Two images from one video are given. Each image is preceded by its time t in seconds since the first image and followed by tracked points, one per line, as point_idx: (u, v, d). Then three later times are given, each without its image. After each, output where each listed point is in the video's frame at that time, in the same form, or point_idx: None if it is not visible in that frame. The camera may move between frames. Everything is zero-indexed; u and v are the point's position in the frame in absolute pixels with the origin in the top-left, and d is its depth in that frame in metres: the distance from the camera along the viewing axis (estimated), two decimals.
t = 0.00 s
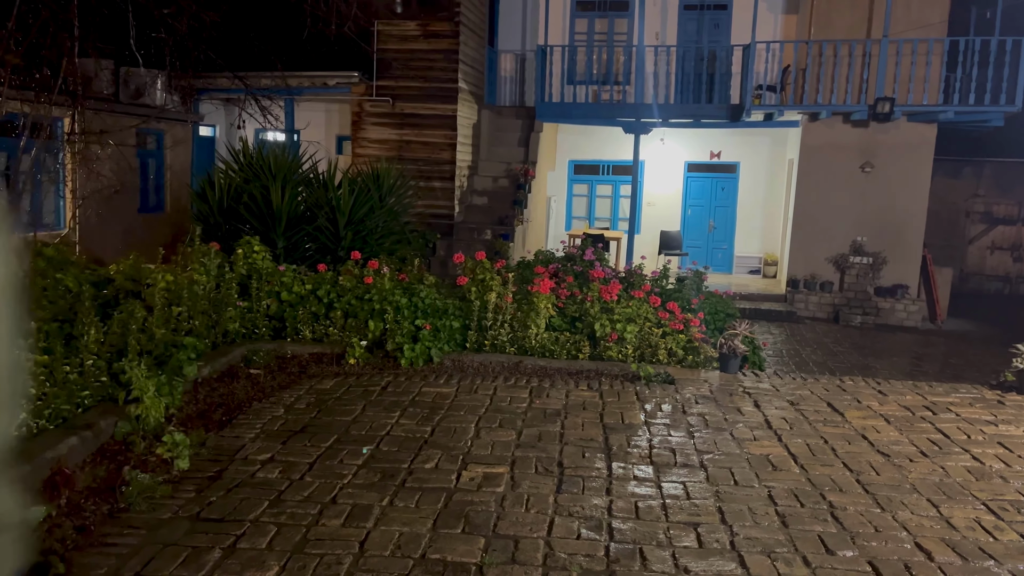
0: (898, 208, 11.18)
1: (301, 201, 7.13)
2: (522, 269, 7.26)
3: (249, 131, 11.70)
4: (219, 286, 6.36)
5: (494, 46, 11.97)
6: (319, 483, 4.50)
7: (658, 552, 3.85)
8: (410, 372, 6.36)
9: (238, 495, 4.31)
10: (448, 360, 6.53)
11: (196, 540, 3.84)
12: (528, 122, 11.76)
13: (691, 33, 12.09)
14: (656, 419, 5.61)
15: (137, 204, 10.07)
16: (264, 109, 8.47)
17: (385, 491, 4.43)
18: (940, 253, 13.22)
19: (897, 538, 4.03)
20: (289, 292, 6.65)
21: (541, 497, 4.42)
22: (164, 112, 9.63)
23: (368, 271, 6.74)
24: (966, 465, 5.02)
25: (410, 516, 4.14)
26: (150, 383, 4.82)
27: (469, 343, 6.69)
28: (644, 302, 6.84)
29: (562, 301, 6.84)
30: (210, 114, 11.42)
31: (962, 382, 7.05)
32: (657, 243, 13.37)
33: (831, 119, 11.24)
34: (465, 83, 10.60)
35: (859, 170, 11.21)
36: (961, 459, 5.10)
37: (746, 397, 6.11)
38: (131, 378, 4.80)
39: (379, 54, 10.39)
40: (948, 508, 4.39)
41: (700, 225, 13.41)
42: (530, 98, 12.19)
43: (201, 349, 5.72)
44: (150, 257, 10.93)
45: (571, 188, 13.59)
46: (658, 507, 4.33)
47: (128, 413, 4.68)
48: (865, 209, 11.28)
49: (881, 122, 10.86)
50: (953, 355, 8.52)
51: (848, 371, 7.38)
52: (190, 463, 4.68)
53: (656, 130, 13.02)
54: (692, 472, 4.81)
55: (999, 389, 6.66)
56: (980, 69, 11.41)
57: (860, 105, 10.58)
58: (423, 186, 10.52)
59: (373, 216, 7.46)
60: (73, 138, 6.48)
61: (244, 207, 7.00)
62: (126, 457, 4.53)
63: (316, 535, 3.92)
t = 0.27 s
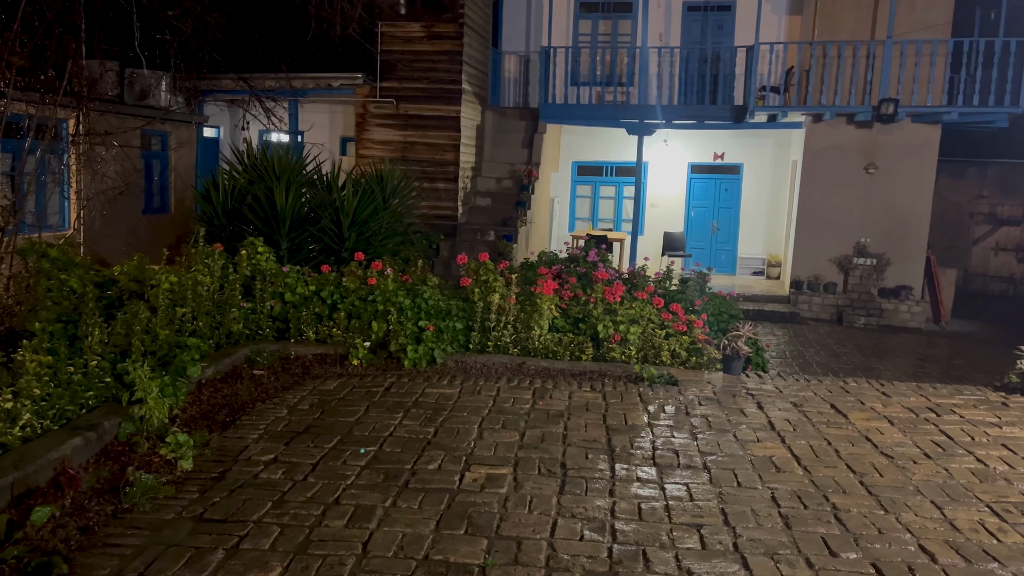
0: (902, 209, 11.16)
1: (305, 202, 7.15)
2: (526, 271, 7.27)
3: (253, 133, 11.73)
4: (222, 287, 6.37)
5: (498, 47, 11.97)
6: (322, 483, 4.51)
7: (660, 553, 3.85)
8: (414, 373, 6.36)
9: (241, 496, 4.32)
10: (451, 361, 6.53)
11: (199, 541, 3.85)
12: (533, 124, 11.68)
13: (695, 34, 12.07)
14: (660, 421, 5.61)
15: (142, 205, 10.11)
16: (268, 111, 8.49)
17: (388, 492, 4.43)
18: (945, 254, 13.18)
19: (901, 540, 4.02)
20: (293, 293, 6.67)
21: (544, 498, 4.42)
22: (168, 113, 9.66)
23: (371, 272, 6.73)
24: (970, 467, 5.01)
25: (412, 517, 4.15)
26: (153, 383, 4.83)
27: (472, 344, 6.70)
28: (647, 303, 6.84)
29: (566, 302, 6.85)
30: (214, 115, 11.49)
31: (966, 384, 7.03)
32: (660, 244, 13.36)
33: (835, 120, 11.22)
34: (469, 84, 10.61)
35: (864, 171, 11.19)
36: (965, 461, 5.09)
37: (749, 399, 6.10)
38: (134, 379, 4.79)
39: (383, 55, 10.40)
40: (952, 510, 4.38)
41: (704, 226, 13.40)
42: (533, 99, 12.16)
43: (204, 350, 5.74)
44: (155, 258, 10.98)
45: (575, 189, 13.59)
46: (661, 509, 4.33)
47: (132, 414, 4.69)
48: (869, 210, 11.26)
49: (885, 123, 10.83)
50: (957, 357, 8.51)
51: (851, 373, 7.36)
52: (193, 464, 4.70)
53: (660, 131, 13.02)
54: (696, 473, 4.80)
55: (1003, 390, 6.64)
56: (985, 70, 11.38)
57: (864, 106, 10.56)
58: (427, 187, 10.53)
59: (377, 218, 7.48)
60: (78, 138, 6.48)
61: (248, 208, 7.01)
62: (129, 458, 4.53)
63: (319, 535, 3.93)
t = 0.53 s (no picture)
0: (905, 212, 11.15)
1: (308, 205, 7.16)
2: (528, 273, 7.27)
3: (256, 135, 11.75)
4: (225, 289, 6.38)
5: (500, 50, 11.98)
6: (324, 486, 4.51)
7: (663, 557, 3.84)
8: (416, 376, 6.35)
9: (244, 498, 4.32)
10: (453, 364, 6.52)
11: (201, 542, 3.85)
12: (535, 126, 11.75)
13: (698, 37, 12.08)
14: (662, 423, 5.60)
15: (145, 207, 10.12)
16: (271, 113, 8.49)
17: (390, 494, 4.43)
18: (947, 257, 13.17)
19: (904, 544, 4.01)
20: (295, 295, 6.68)
21: (546, 501, 4.42)
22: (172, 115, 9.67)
23: (374, 275, 6.73)
24: (974, 470, 5.00)
25: (415, 519, 4.15)
26: (156, 385, 4.83)
27: (475, 346, 6.70)
28: (650, 306, 6.83)
29: (568, 305, 6.84)
30: (217, 117, 11.45)
31: (969, 387, 7.02)
32: (663, 246, 13.36)
33: (837, 123, 11.22)
34: (471, 87, 10.61)
35: (866, 174, 11.18)
36: (969, 464, 5.08)
37: (752, 402, 6.09)
38: (137, 381, 4.79)
39: (386, 58, 10.41)
40: (955, 514, 4.37)
41: (706, 229, 13.40)
42: (536, 102, 12.08)
43: (207, 352, 5.76)
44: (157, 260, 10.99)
45: (577, 192, 13.59)
46: (663, 512, 4.33)
47: (135, 416, 4.69)
48: (871, 213, 11.25)
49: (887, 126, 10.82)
50: (960, 360, 8.49)
51: (854, 376, 7.35)
52: (196, 466, 4.70)
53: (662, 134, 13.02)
54: (698, 476, 4.80)
55: (1007, 394, 6.62)
56: (988, 73, 11.37)
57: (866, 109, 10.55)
58: (429, 189, 10.54)
59: (379, 220, 7.48)
60: (81, 140, 6.48)
61: (251, 210, 7.02)
62: (132, 460, 4.53)
63: (321, 538, 3.93)
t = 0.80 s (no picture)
0: (907, 216, 11.14)
1: (310, 208, 7.17)
2: (530, 277, 7.27)
3: (258, 138, 11.77)
4: (227, 293, 6.38)
5: (502, 54, 11.99)
6: (326, 490, 4.51)
7: (665, 561, 3.84)
8: (418, 380, 6.35)
9: (245, 502, 4.32)
10: (455, 367, 6.52)
11: (203, 546, 3.85)
12: (537, 130, 11.61)
13: (700, 41, 12.07)
14: (664, 428, 5.60)
15: (147, 211, 10.13)
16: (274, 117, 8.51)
17: (392, 498, 4.43)
18: (950, 261, 13.16)
19: (906, 549, 4.01)
20: (297, 299, 6.68)
21: (547, 505, 4.41)
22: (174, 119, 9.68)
23: (376, 278, 6.73)
24: (976, 475, 4.99)
25: (416, 524, 4.14)
26: (158, 389, 4.83)
27: (476, 350, 6.70)
28: (652, 310, 6.83)
29: (570, 309, 6.84)
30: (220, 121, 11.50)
31: (972, 392, 7.00)
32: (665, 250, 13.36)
33: (839, 127, 11.22)
34: (473, 91, 10.62)
35: (869, 178, 11.18)
36: (971, 469, 5.07)
37: (754, 406, 6.09)
38: (139, 385, 4.78)
39: (388, 62, 10.42)
40: (957, 519, 4.37)
41: (708, 233, 13.40)
42: (538, 106, 12.00)
43: (209, 356, 5.77)
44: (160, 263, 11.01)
45: (579, 195, 13.59)
46: (665, 517, 4.32)
47: (137, 420, 4.69)
48: (874, 217, 11.24)
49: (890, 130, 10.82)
50: (963, 364, 8.48)
51: (856, 380, 7.34)
52: (198, 469, 4.70)
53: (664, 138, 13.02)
54: (700, 481, 4.79)
55: (1010, 399, 6.61)
56: (990, 77, 11.37)
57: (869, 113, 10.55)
58: (431, 193, 10.55)
59: (381, 223, 7.49)
60: (84, 144, 6.49)
61: (253, 214, 7.04)
62: (134, 463, 4.53)
63: (323, 542, 3.93)
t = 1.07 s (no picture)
0: (908, 222, 11.14)
1: (312, 214, 7.17)
2: (531, 282, 7.27)
3: (261, 144, 11.80)
4: (229, 298, 6.39)
5: (504, 60, 12.03)
6: (327, 495, 4.51)
7: (667, 568, 3.83)
8: (419, 385, 6.34)
9: (247, 507, 4.32)
10: (457, 373, 6.51)
11: (204, 552, 3.84)
12: (538, 136, 11.81)
13: (701, 47, 12.12)
14: (666, 433, 5.59)
15: (149, 216, 10.14)
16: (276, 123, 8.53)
17: (393, 504, 4.43)
18: (952, 267, 13.14)
19: (909, 556, 3.99)
20: (299, 304, 6.68)
21: (549, 511, 4.41)
22: (177, 124, 9.69)
23: (378, 283, 6.73)
24: (979, 482, 4.98)
25: (418, 529, 4.14)
26: (160, 394, 4.82)
27: (478, 355, 6.69)
28: (653, 316, 6.83)
29: (571, 314, 6.85)
30: (222, 127, 11.55)
31: (975, 398, 6.99)
32: (666, 256, 13.36)
33: (841, 133, 11.23)
34: (475, 97, 10.64)
35: (870, 184, 11.19)
36: (974, 476, 5.06)
37: (756, 412, 6.08)
38: (141, 390, 4.78)
39: (390, 67, 10.44)
40: (960, 525, 4.35)
41: (710, 239, 13.40)
42: (540, 111, 12.17)
43: (211, 361, 5.77)
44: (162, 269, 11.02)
45: (581, 201, 13.60)
46: (667, 523, 4.31)
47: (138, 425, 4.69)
48: (875, 223, 11.24)
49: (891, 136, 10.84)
50: (965, 370, 8.46)
51: (858, 386, 7.33)
52: (199, 475, 4.70)
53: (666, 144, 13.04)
54: (702, 487, 4.78)
55: (1012, 405, 6.59)
56: (991, 83, 11.38)
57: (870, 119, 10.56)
58: (433, 198, 10.55)
59: (383, 229, 7.50)
60: (87, 150, 6.50)
61: (256, 219, 7.05)
62: (136, 468, 4.52)
63: (324, 548, 3.92)
